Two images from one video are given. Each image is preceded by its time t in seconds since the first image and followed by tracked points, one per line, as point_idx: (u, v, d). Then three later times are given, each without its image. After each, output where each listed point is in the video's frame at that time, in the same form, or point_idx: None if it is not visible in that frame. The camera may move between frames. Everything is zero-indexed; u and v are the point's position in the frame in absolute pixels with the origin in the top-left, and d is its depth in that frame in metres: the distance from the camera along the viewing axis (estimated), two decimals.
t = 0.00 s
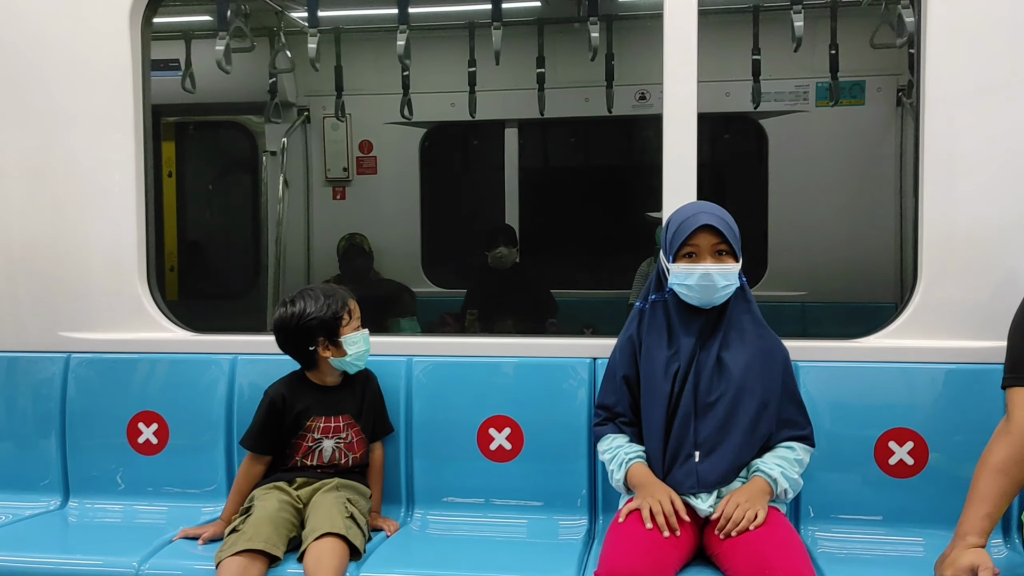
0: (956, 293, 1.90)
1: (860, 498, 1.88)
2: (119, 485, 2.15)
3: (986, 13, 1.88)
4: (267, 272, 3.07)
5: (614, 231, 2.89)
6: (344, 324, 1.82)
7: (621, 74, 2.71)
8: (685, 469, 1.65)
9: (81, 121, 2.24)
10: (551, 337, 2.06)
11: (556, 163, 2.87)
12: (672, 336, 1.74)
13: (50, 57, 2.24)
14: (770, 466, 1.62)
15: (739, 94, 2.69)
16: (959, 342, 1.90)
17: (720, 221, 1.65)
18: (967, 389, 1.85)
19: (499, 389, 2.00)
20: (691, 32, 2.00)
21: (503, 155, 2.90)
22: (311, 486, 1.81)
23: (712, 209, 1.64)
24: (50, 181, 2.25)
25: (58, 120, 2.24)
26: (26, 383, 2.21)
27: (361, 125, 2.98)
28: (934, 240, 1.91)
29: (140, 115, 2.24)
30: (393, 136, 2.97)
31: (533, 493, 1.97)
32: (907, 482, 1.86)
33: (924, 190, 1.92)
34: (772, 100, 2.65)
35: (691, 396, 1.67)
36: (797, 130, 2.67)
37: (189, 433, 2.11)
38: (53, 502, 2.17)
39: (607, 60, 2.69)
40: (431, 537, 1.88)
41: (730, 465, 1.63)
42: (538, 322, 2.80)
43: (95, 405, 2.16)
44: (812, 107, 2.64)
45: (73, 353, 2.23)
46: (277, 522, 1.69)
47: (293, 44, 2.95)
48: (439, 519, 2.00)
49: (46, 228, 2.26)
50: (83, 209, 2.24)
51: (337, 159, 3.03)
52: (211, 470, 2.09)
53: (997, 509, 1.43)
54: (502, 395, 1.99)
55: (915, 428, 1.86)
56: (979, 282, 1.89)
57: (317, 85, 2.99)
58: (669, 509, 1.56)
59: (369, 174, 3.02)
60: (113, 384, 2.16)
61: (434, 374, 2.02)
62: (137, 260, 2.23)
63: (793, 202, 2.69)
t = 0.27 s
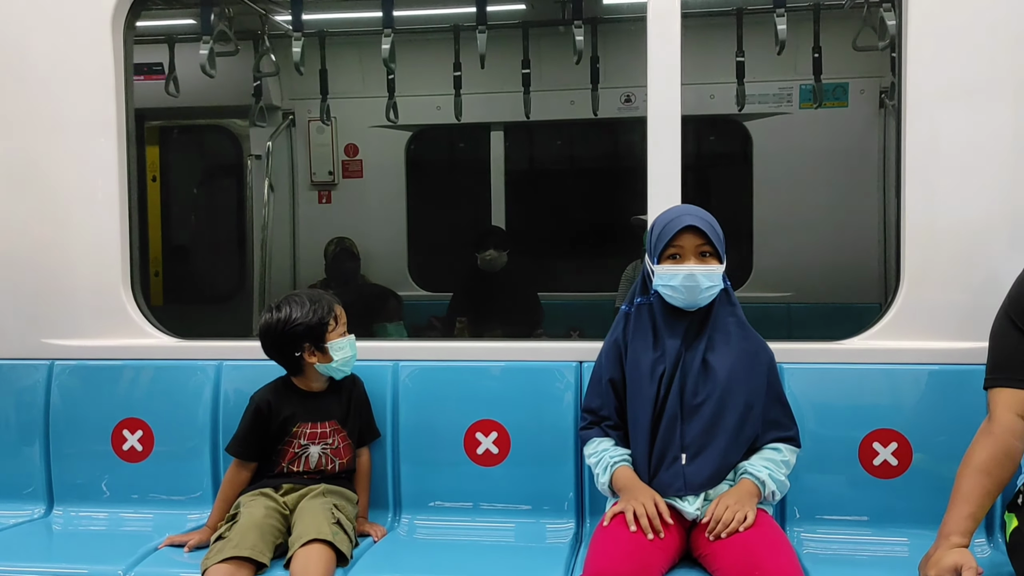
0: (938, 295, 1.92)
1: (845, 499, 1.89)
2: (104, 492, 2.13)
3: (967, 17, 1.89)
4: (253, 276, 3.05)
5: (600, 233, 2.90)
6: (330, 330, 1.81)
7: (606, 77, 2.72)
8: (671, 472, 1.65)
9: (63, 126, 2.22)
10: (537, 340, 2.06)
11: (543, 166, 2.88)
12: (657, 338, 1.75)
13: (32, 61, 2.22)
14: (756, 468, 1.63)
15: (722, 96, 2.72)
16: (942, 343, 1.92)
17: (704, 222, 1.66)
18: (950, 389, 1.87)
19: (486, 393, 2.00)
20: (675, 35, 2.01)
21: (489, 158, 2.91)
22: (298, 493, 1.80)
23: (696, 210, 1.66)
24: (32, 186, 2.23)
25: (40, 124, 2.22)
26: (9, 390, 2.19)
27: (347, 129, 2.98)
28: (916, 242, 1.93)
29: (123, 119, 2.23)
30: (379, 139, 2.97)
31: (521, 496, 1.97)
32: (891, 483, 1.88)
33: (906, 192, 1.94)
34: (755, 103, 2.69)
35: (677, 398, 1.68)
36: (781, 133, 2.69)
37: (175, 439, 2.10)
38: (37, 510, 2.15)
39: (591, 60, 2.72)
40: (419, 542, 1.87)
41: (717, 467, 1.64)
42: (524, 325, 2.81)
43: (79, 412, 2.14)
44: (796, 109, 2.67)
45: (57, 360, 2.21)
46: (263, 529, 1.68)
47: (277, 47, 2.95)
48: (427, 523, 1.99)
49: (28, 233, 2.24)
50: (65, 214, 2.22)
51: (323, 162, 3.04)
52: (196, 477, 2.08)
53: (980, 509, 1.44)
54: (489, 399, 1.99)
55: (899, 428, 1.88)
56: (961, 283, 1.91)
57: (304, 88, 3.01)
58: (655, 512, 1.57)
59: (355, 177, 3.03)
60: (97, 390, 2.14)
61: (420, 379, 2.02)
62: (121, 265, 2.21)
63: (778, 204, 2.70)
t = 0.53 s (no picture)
0: (925, 292, 1.94)
1: (834, 496, 1.91)
2: (93, 495, 2.12)
3: (953, 18, 1.91)
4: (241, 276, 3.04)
5: (590, 233, 2.90)
6: (321, 332, 1.81)
7: (595, 77, 2.73)
8: (662, 471, 1.66)
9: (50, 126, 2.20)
10: (528, 340, 2.06)
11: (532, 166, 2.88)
12: (648, 337, 1.76)
13: (18, 61, 2.20)
14: (747, 466, 1.64)
15: (711, 95, 2.74)
16: (930, 341, 1.94)
17: (693, 222, 1.67)
18: (938, 387, 1.88)
19: (477, 393, 2.00)
20: (664, 35, 2.02)
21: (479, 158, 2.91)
22: (289, 494, 1.80)
23: (686, 209, 1.66)
24: (18, 187, 2.21)
25: (26, 125, 2.20)
26: None
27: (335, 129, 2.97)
28: (903, 241, 1.95)
29: (110, 120, 2.21)
30: (368, 139, 2.97)
31: (512, 496, 1.97)
32: (880, 480, 1.89)
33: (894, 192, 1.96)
34: (744, 102, 2.70)
35: (667, 397, 1.69)
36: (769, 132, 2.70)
37: (164, 442, 2.08)
38: (25, 514, 2.13)
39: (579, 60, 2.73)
40: (411, 543, 1.87)
41: (707, 466, 1.65)
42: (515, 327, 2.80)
43: (67, 415, 2.13)
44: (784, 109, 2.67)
45: (44, 362, 2.19)
46: (254, 531, 1.67)
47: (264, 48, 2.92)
48: (418, 524, 1.99)
49: (14, 235, 2.22)
50: (52, 216, 2.20)
51: (311, 163, 3.02)
52: (186, 479, 2.07)
53: (968, 506, 1.47)
54: (480, 399, 1.99)
55: (887, 426, 1.90)
56: (948, 282, 1.93)
57: (292, 90, 3.00)
58: (645, 511, 1.57)
59: (344, 177, 3.02)
60: (86, 393, 2.12)
61: (411, 380, 2.02)
62: (109, 267, 2.20)
63: (766, 203, 2.72)
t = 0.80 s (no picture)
0: (922, 292, 1.95)
1: (832, 495, 1.92)
2: (94, 496, 2.12)
3: (950, 19, 1.92)
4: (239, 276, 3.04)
5: (588, 232, 2.91)
6: (323, 333, 1.81)
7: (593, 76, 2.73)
8: (662, 471, 1.67)
9: (49, 128, 2.19)
10: (528, 340, 2.07)
11: (530, 165, 2.89)
12: (648, 338, 1.77)
13: (15, 62, 2.19)
14: (746, 466, 1.66)
15: (708, 94, 2.73)
16: (927, 341, 1.95)
17: (692, 223, 1.68)
18: (935, 387, 1.90)
19: (477, 394, 2.00)
20: (663, 36, 2.02)
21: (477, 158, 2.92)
22: (290, 495, 1.80)
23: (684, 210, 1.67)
24: (16, 188, 2.20)
25: (24, 126, 2.20)
26: None
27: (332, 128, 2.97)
28: (901, 241, 1.96)
29: (109, 121, 2.20)
30: (366, 138, 2.96)
31: (512, 496, 1.98)
32: (877, 479, 1.91)
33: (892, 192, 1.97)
34: (741, 102, 2.71)
35: (667, 398, 1.70)
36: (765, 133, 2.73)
37: (164, 443, 2.08)
38: (25, 515, 2.13)
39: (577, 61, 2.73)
40: (412, 544, 1.88)
41: (708, 466, 1.66)
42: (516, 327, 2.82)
43: (67, 416, 2.13)
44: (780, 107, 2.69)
45: (44, 363, 2.19)
46: (256, 532, 1.68)
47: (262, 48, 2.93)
48: (418, 524, 2.00)
49: (13, 236, 2.21)
50: (50, 217, 2.20)
51: (309, 162, 3.03)
52: (187, 480, 2.07)
53: (967, 506, 1.49)
54: (480, 400, 2.00)
55: (885, 426, 1.91)
56: (944, 283, 1.95)
57: (288, 89, 3.01)
58: (645, 511, 1.59)
59: (341, 177, 3.02)
60: (86, 394, 2.12)
61: (412, 381, 2.02)
62: (108, 267, 2.19)
63: (763, 203, 2.74)
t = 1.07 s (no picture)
0: (898, 292, 1.97)
1: (809, 494, 1.94)
2: (71, 495, 2.10)
3: (926, 20, 1.94)
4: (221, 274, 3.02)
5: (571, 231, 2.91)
6: (301, 332, 1.80)
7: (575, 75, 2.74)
8: (640, 470, 1.68)
9: (26, 124, 2.18)
10: (508, 339, 2.08)
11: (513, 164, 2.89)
12: (625, 338, 1.78)
13: None
14: (723, 463, 1.67)
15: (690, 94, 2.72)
16: (902, 340, 1.97)
17: (668, 222, 1.69)
18: (910, 386, 1.91)
19: (457, 393, 2.00)
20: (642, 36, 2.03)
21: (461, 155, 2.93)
22: (267, 494, 1.79)
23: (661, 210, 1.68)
24: None
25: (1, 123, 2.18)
26: None
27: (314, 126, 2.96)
28: (877, 241, 1.98)
29: (87, 117, 2.19)
30: (348, 136, 2.97)
31: (491, 495, 1.98)
32: (853, 477, 1.93)
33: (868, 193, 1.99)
34: (722, 100, 2.71)
35: (645, 397, 1.71)
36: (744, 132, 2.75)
37: (142, 442, 2.07)
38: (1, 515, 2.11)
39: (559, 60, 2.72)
40: (390, 543, 1.88)
41: (684, 465, 1.67)
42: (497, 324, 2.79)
43: (44, 415, 2.11)
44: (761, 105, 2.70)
45: (21, 362, 2.17)
46: (233, 531, 1.67)
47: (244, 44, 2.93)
48: (397, 523, 2.00)
49: None
50: (27, 215, 2.19)
51: (290, 159, 3.01)
52: (165, 480, 2.06)
53: (940, 503, 1.50)
54: (459, 399, 2.00)
55: (861, 424, 1.93)
56: (920, 282, 1.97)
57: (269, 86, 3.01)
58: (623, 509, 1.59)
59: (323, 174, 3.01)
60: (63, 393, 2.11)
61: (391, 380, 2.02)
62: (86, 265, 2.18)
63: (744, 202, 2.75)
